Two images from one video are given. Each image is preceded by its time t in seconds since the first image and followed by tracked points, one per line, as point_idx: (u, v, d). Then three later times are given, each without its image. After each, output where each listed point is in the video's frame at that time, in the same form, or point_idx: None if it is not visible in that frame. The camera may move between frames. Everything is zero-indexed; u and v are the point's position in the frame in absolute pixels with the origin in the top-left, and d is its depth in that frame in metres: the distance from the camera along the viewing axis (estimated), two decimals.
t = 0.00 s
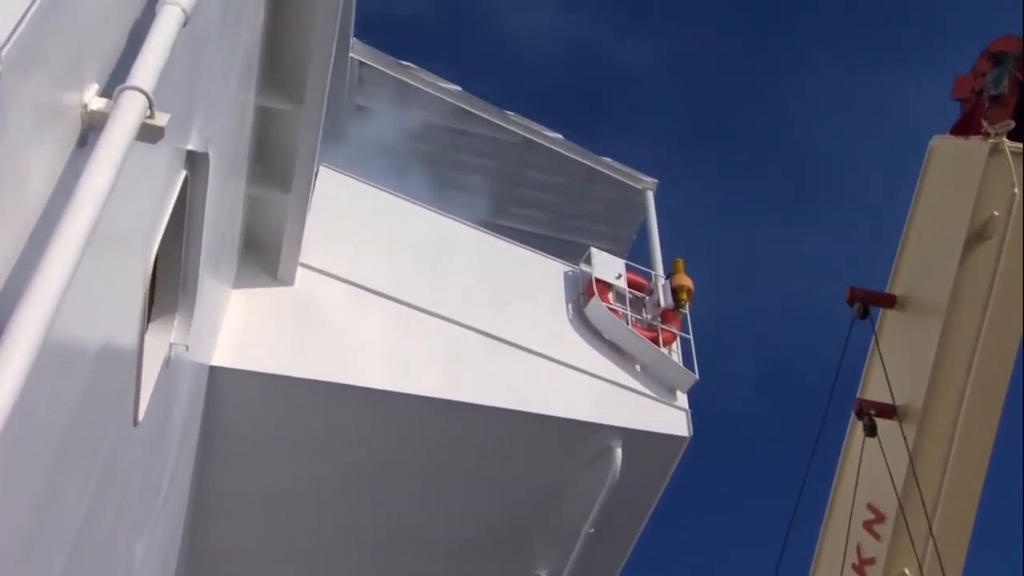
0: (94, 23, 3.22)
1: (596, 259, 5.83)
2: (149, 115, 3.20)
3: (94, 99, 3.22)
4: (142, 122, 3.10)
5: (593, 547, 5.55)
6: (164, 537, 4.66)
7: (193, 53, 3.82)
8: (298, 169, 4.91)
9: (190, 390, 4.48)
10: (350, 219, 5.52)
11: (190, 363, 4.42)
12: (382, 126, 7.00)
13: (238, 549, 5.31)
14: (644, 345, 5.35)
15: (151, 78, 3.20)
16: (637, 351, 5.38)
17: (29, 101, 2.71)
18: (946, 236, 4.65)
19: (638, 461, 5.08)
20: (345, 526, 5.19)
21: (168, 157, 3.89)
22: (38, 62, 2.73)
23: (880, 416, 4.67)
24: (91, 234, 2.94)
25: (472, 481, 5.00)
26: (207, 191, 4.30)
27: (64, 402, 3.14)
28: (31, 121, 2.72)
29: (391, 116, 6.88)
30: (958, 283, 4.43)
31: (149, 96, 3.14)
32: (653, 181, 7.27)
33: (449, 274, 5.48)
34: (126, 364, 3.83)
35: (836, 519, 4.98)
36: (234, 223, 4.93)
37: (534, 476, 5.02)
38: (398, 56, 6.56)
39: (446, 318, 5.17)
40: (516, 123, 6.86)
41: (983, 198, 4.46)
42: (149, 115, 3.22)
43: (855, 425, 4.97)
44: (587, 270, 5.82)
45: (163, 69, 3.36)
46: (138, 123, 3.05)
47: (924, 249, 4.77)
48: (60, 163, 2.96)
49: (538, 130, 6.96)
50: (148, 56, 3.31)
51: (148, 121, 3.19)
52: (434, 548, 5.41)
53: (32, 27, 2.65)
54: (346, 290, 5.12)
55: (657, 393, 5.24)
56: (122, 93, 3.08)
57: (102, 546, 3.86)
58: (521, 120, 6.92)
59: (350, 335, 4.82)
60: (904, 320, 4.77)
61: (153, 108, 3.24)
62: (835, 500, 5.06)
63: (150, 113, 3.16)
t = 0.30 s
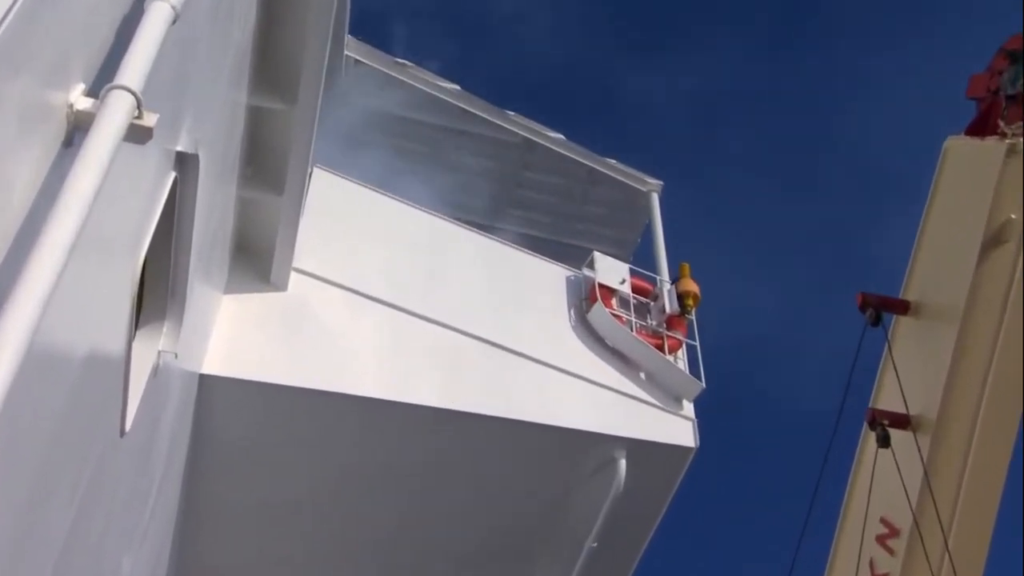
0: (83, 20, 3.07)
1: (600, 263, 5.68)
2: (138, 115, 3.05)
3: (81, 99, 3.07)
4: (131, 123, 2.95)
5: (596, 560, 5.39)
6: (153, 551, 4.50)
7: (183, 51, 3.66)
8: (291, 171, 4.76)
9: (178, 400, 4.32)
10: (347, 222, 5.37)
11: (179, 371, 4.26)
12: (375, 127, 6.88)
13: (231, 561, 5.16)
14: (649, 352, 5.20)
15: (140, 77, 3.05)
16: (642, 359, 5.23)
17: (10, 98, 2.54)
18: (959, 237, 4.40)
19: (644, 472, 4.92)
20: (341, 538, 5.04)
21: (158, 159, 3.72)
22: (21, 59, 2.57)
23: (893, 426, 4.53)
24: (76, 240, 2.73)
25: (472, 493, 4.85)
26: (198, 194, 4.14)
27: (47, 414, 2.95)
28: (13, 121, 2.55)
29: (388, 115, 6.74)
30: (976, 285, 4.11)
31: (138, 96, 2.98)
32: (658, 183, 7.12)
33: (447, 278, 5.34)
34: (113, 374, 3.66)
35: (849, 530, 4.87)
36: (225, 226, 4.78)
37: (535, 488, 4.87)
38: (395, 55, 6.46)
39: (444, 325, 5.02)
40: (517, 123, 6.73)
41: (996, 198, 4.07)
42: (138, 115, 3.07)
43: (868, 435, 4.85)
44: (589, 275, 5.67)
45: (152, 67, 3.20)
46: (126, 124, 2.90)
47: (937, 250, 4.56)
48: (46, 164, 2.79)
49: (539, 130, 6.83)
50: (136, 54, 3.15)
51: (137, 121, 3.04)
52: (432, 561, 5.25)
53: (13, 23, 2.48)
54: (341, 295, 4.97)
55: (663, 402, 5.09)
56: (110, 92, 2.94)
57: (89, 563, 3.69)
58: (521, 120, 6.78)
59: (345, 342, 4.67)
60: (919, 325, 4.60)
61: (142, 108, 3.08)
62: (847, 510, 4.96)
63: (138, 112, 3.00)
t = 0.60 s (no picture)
0: (70, 19, 2.92)
1: (603, 272, 5.53)
2: (125, 119, 2.91)
3: (66, 103, 2.86)
4: (117, 128, 2.79)
5: None
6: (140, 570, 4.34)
7: (172, 54, 3.50)
8: (284, 176, 4.61)
9: (166, 413, 4.16)
10: (343, 230, 5.22)
11: (167, 385, 4.11)
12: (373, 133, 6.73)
13: None
14: (654, 364, 5.04)
15: (127, 78, 2.89)
16: (647, 371, 5.08)
17: None
18: (978, 242, 4.12)
19: (649, 488, 4.76)
20: (334, 556, 4.88)
21: (145, 166, 3.56)
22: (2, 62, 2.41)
23: (909, 442, 4.36)
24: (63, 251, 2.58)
25: (471, 510, 4.69)
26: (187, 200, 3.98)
27: (30, 433, 2.78)
28: None
29: (383, 118, 6.62)
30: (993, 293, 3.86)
31: (125, 99, 2.83)
32: (665, 188, 6.98)
33: (444, 286, 5.19)
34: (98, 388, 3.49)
35: (864, 545, 4.73)
36: (216, 233, 4.63)
37: (536, 505, 4.71)
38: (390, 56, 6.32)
39: (443, 335, 4.87)
40: (518, 127, 6.60)
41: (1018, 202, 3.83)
42: (124, 119, 2.91)
43: (882, 451, 4.68)
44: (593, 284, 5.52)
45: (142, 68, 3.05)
46: (113, 128, 2.74)
47: (954, 256, 4.31)
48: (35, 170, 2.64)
49: (539, 133, 6.70)
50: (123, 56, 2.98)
51: (124, 126, 2.87)
52: None
53: None
54: (336, 304, 4.82)
55: (669, 416, 4.93)
56: (96, 96, 2.78)
57: None
58: (523, 123, 6.66)
59: (340, 354, 4.52)
60: (934, 336, 4.37)
61: (129, 112, 2.92)
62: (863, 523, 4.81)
63: (125, 117, 2.83)
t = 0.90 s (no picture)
0: (63, 14, 2.78)
1: (608, 276, 5.39)
2: (115, 120, 2.77)
3: (54, 104, 2.68)
4: (108, 129, 2.65)
5: None
6: None
7: (163, 51, 3.36)
8: (279, 178, 4.48)
9: (157, 423, 4.02)
10: (340, 234, 5.09)
11: (158, 394, 3.98)
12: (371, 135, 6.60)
13: None
14: (661, 372, 4.91)
15: (117, 76, 2.74)
16: (654, 378, 4.95)
17: None
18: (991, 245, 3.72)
19: (655, 499, 4.62)
20: (331, 569, 4.74)
21: (135, 169, 3.41)
22: None
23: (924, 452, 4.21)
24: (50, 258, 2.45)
25: (472, 523, 4.56)
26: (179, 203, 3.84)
27: (15, 445, 2.60)
28: None
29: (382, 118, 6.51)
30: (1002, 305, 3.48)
31: (115, 100, 2.68)
32: (671, 189, 6.84)
33: (445, 291, 5.06)
34: (88, 399, 3.34)
35: (879, 559, 4.60)
36: (208, 238, 4.50)
37: (539, 517, 4.56)
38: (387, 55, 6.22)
39: (443, 341, 4.73)
40: (520, 127, 6.49)
41: None
42: (114, 120, 2.77)
43: (897, 460, 4.54)
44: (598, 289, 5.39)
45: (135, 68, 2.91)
46: (103, 130, 2.60)
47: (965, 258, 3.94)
48: (27, 169, 2.49)
49: (541, 133, 6.59)
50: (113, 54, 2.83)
51: (113, 127, 2.73)
52: None
53: None
54: (333, 310, 4.69)
55: (676, 425, 4.80)
56: (84, 96, 2.63)
57: None
58: (524, 123, 6.54)
59: (337, 361, 4.39)
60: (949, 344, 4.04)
61: (119, 112, 2.78)
62: (880, 531, 4.71)
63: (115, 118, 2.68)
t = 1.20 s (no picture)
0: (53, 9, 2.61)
1: (615, 282, 5.22)
2: (103, 122, 2.59)
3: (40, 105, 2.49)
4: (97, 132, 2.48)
5: None
6: None
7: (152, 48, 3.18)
8: (273, 182, 4.34)
9: (147, 436, 3.86)
10: (338, 239, 4.94)
11: (149, 406, 3.82)
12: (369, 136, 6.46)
13: None
14: (672, 382, 4.75)
15: (106, 75, 2.57)
16: (664, 388, 4.79)
17: None
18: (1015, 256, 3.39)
19: (665, 513, 4.46)
20: None
21: (123, 173, 3.25)
22: None
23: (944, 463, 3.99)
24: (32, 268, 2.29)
25: (475, 539, 4.40)
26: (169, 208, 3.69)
27: None
28: None
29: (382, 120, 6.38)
30: None
31: (103, 101, 2.51)
32: (680, 192, 6.71)
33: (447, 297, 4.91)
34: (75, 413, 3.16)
35: None
36: (200, 244, 4.35)
37: (545, 532, 4.40)
38: (387, 53, 6.09)
39: (445, 350, 4.57)
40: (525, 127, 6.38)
41: None
42: (103, 122, 2.60)
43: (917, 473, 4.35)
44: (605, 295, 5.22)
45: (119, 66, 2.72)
46: (91, 134, 2.42)
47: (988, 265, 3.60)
48: (11, 176, 2.32)
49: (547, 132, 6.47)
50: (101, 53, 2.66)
51: (101, 129, 2.55)
52: None
53: None
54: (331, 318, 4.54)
55: (687, 437, 4.64)
56: (71, 97, 2.45)
57: None
58: (529, 123, 6.43)
59: (336, 371, 4.24)
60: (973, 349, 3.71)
61: (107, 114, 2.60)
62: (900, 546, 4.54)
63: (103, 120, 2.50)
